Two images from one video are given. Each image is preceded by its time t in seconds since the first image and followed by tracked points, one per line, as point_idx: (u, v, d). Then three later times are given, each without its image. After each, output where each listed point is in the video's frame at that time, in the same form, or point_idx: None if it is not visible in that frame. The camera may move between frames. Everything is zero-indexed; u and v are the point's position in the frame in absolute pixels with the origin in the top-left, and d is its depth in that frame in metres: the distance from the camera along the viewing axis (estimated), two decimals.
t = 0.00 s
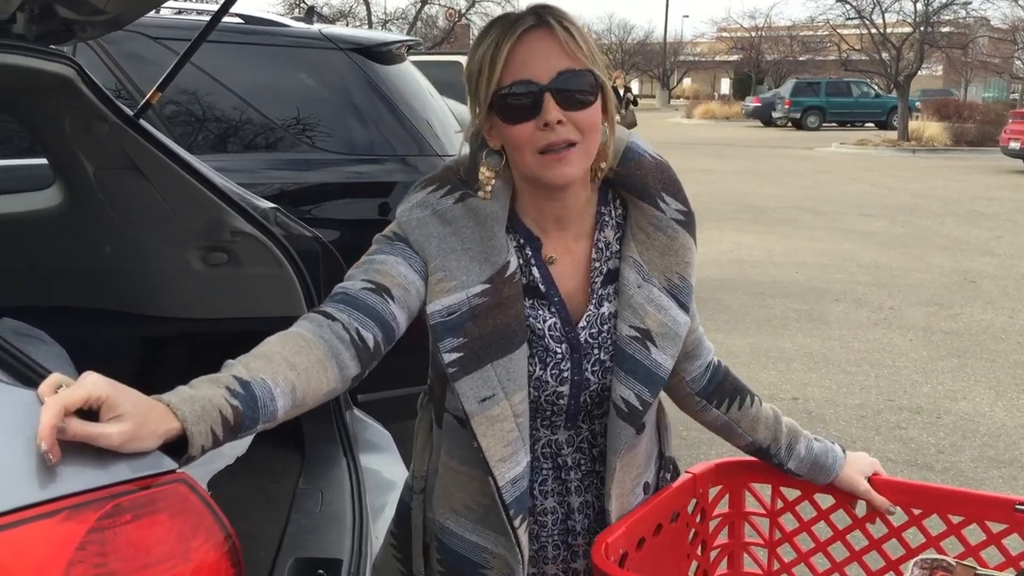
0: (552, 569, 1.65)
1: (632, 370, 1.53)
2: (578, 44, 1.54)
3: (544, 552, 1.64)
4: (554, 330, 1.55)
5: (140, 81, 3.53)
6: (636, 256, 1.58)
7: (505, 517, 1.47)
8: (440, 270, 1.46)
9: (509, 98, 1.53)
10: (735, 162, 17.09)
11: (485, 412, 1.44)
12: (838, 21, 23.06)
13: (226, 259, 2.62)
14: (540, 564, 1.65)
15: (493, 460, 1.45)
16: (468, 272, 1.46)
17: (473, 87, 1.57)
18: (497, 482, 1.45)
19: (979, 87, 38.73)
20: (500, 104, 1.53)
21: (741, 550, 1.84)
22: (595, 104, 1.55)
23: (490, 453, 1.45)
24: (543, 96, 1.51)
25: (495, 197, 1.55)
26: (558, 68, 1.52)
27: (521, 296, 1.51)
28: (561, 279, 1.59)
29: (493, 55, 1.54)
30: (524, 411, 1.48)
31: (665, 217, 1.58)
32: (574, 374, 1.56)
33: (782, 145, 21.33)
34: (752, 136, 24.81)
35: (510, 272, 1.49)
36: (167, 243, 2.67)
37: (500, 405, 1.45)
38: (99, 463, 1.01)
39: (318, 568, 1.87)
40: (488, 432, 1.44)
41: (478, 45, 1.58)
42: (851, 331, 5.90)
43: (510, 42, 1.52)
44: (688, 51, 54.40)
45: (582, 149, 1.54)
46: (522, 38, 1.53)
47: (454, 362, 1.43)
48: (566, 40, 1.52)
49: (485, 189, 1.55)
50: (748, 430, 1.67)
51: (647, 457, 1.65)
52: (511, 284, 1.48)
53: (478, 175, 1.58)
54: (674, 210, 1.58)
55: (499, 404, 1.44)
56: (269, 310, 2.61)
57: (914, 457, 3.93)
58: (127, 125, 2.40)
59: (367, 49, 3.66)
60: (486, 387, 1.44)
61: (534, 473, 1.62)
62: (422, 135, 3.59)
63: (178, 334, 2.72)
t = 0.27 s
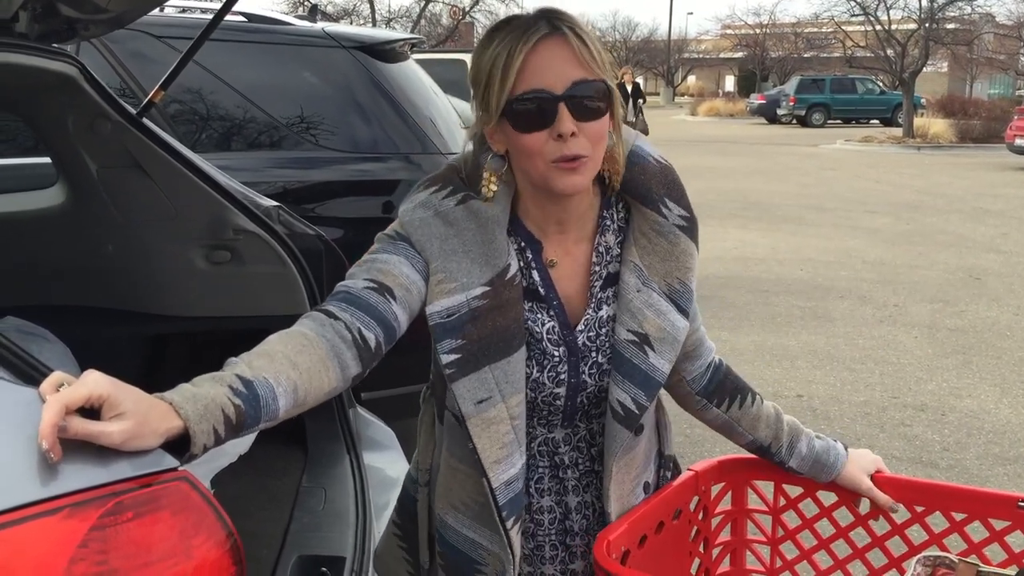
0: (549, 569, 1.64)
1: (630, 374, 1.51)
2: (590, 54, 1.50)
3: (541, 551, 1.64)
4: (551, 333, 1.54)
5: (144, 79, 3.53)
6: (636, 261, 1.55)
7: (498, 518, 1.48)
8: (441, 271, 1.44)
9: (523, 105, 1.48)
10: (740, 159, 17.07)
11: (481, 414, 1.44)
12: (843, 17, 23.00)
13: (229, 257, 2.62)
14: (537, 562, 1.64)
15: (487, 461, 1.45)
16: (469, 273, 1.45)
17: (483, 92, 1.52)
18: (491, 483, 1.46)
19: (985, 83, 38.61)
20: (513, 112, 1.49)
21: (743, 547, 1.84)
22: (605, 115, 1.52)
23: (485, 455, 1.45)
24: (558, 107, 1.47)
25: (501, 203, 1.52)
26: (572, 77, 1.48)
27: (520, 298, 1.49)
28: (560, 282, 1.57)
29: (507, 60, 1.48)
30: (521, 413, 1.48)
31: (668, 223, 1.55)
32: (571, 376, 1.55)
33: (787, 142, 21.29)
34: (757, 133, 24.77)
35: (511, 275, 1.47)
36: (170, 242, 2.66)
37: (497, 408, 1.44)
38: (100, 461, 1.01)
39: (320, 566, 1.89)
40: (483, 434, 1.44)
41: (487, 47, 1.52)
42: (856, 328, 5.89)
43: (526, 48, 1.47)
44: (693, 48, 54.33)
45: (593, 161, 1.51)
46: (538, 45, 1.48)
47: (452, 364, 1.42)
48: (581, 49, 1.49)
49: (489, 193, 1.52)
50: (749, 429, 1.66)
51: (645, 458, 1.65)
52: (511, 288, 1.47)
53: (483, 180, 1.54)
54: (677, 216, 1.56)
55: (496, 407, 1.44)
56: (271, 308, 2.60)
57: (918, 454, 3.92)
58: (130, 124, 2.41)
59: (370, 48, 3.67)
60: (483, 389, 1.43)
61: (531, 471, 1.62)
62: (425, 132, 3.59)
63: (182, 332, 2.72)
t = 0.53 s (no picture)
0: (552, 563, 1.62)
1: (628, 370, 1.51)
2: (601, 58, 1.47)
3: (542, 546, 1.62)
4: (552, 330, 1.53)
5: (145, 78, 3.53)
6: (633, 257, 1.55)
7: (502, 516, 1.47)
8: (441, 271, 1.43)
9: (533, 109, 1.44)
10: (742, 155, 17.05)
11: (483, 413, 1.42)
12: (845, 13, 22.96)
13: (229, 256, 2.62)
14: (539, 558, 1.62)
15: (488, 460, 1.43)
16: (468, 274, 1.43)
17: (493, 92, 1.47)
18: (493, 481, 1.44)
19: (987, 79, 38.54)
20: (524, 114, 1.44)
21: (746, 544, 1.83)
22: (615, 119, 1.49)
23: (487, 453, 1.43)
24: (571, 111, 1.43)
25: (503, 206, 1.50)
26: (584, 81, 1.45)
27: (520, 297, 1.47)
28: (560, 280, 1.56)
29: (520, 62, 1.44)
30: (523, 411, 1.45)
31: (664, 221, 1.55)
32: (571, 373, 1.53)
33: (789, 138, 21.26)
34: (759, 129, 24.74)
35: (510, 274, 1.45)
36: (170, 241, 2.66)
37: (498, 406, 1.43)
38: (101, 461, 1.01)
39: (322, 565, 1.91)
40: (484, 433, 1.42)
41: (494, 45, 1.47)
42: (859, 324, 5.88)
43: (541, 50, 1.42)
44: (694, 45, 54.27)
45: (601, 165, 1.48)
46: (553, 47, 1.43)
47: (453, 363, 1.40)
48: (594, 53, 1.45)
49: (496, 198, 1.50)
50: (751, 425, 1.66)
51: (643, 453, 1.65)
52: (511, 287, 1.45)
53: (484, 182, 1.52)
54: (674, 213, 1.56)
55: (497, 405, 1.42)
56: (271, 307, 2.60)
57: (921, 450, 3.91)
58: (131, 123, 2.41)
59: (370, 45, 3.65)
60: (484, 388, 1.41)
61: (532, 467, 1.60)
62: (425, 127, 3.58)
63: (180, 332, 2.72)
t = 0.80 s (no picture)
0: (552, 562, 1.62)
1: (630, 370, 1.50)
2: (607, 59, 1.47)
3: (544, 545, 1.61)
4: (552, 330, 1.53)
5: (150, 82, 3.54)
6: (633, 256, 1.55)
7: (503, 516, 1.46)
8: (441, 271, 1.43)
9: (534, 107, 1.44)
10: (749, 154, 17.01)
11: (484, 413, 1.42)
12: (852, 10, 22.88)
13: (234, 259, 2.63)
14: (539, 558, 1.62)
15: (490, 460, 1.43)
16: (469, 274, 1.44)
17: (497, 87, 1.47)
18: (496, 481, 1.44)
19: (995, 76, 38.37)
20: (526, 112, 1.44)
21: (751, 546, 1.83)
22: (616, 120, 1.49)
23: (488, 454, 1.43)
24: (572, 111, 1.43)
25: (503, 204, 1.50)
26: (588, 82, 1.45)
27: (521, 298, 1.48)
28: (559, 280, 1.56)
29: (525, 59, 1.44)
30: (524, 412, 1.45)
31: (664, 219, 1.55)
32: (572, 373, 1.53)
33: (796, 137, 21.20)
34: (766, 128, 24.68)
35: (511, 274, 1.45)
36: (175, 244, 2.67)
37: (500, 407, 1.42)
38: (102, 467, 1.01)
39: (328, 568, 1.89)
40: (486, 433, 1.42)
41: (498, 42, 1.47)
42: (867, 323, 5.86)
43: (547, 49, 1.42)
44: (701, 44, 54.18)
45: (600, 166, 1.49)
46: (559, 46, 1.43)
47: (454, 364, 1.40)
48: (600, 54, 1.45)
49: (496, 198, 1.50)
50: (755, 425, 1.65)
51: (646, 454, 1.63)
52: (511, 287, 1.45)
53: (485, 180, 1.52)
54: (673, 211, 1.56)
55: (498, 406, 1.42)
56: (276, 309, 2.62)
57: (929, 450, 3.90)
58: (135, 126, 2.41)
59: (375, 48, 3.66)
60: (486, 389, 1.41)
61: (534, 468, 1.59)
62: (430, 129, 3.58)
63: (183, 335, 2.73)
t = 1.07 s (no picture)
0: (554, 568, 1.62)
1: (639, 377, 1.50)
2: (597, 54, 1.51)
3: (547, 551, 1.61)
4: (557, 334, 1.53)
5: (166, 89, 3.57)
6: (640, 262, 1.55)
7: (511, 517, 1.47)
8: (445, 273, 1.47)
9: (525, 100, 1.48)
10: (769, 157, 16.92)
11: (491, 415, 1.44)
12: (872, 12, 22.73)
13: (246, 266, 2.64)
14: (543, 563, 1.62)
15: (498, 461, 1.44)
16: (473, 275, 1.47)
17: (490, 85, 1.53)
18: (503, 483, 1.45)
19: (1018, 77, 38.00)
20: (517, 105, 1.49)
21: (760, 553, 1.82)
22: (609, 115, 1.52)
23: (496, 455, 1.44)
24: (560, 101, 1.47)
25: (503, 204, 1.53)
26: (576, 75, 1.49)
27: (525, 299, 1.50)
28: (565, 283, 1.57)
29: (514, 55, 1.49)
30: (529, 414, 1.47)
31: (669, 223, 1.56)
32: (577, 377, 1.53)
33: (817, 140, 21.07)
34: (786, 131, 24.55)
35: (514, 275, 1.48)
36: (189, 250, 2.68)
37: (506, 408, 1.44)
38: (105, 474, 1.02)
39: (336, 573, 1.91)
40: (492, 435, 1.44)
41: (492, 44, 1.53)
42: (886, 327, 5.81)
43: (534, 42, 1.48)
44: (719, 47, 54.02)
45: (593, 158, 1.51)
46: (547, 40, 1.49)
47: (460, 365, 1.42)
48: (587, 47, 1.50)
49: (496, 196, 1.54)
50: (763, 433, 1.64)
51: (652, 459, 1.63)
52: (515, 288, 1.47)
53: (487, 182, 1.55)
54: (679, 216, 1.56)
55: (504, 407, 1.44)
56: (288, 315, 2.63)
57: (948, 455, 3.86)
58: (148, 133, 2.44)
59: (391, 53, 3.68)
60: (492, 390, 1.43)
61: (539, 474, 1.59)
62: (445, 136, 3.61)
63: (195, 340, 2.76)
